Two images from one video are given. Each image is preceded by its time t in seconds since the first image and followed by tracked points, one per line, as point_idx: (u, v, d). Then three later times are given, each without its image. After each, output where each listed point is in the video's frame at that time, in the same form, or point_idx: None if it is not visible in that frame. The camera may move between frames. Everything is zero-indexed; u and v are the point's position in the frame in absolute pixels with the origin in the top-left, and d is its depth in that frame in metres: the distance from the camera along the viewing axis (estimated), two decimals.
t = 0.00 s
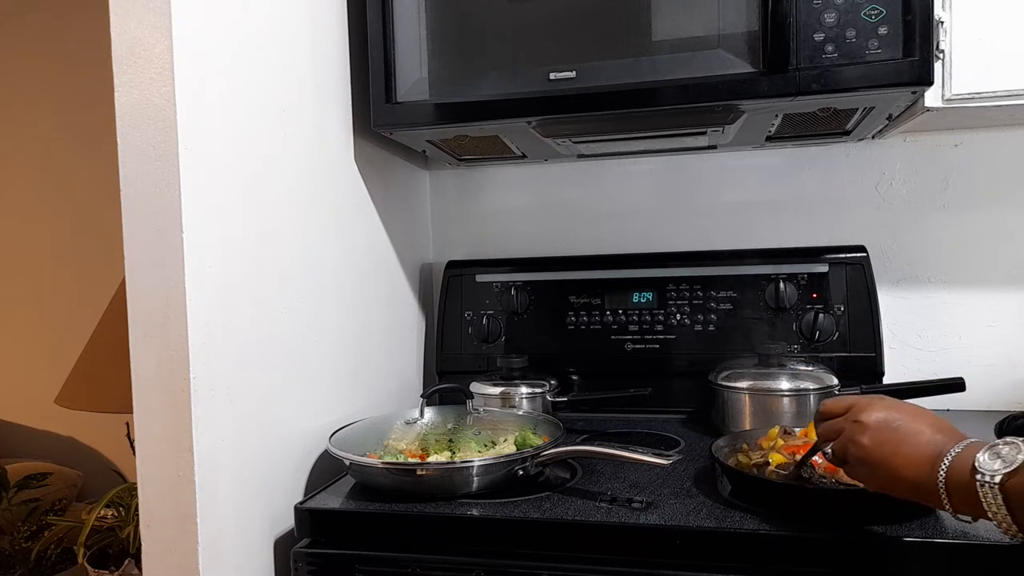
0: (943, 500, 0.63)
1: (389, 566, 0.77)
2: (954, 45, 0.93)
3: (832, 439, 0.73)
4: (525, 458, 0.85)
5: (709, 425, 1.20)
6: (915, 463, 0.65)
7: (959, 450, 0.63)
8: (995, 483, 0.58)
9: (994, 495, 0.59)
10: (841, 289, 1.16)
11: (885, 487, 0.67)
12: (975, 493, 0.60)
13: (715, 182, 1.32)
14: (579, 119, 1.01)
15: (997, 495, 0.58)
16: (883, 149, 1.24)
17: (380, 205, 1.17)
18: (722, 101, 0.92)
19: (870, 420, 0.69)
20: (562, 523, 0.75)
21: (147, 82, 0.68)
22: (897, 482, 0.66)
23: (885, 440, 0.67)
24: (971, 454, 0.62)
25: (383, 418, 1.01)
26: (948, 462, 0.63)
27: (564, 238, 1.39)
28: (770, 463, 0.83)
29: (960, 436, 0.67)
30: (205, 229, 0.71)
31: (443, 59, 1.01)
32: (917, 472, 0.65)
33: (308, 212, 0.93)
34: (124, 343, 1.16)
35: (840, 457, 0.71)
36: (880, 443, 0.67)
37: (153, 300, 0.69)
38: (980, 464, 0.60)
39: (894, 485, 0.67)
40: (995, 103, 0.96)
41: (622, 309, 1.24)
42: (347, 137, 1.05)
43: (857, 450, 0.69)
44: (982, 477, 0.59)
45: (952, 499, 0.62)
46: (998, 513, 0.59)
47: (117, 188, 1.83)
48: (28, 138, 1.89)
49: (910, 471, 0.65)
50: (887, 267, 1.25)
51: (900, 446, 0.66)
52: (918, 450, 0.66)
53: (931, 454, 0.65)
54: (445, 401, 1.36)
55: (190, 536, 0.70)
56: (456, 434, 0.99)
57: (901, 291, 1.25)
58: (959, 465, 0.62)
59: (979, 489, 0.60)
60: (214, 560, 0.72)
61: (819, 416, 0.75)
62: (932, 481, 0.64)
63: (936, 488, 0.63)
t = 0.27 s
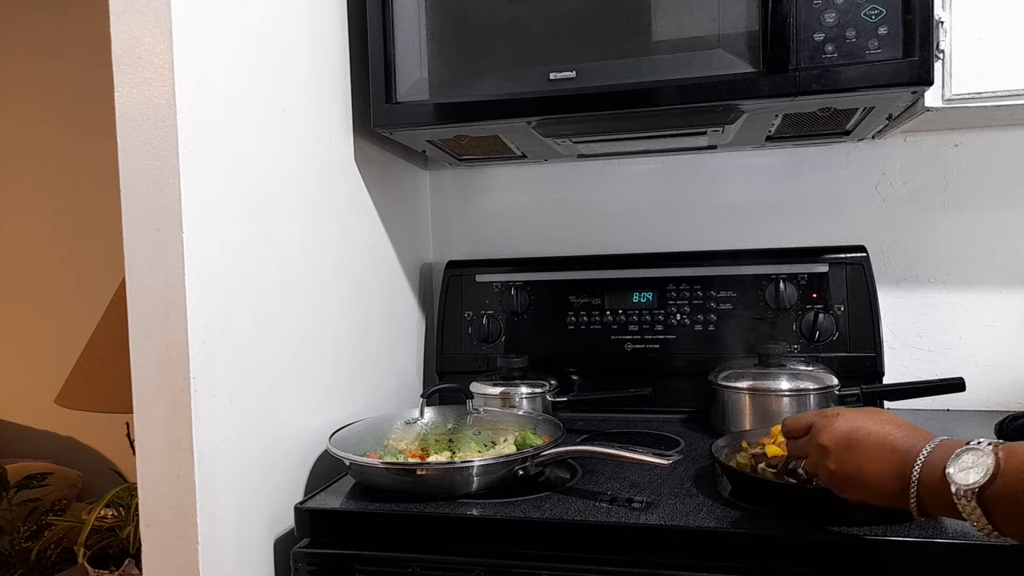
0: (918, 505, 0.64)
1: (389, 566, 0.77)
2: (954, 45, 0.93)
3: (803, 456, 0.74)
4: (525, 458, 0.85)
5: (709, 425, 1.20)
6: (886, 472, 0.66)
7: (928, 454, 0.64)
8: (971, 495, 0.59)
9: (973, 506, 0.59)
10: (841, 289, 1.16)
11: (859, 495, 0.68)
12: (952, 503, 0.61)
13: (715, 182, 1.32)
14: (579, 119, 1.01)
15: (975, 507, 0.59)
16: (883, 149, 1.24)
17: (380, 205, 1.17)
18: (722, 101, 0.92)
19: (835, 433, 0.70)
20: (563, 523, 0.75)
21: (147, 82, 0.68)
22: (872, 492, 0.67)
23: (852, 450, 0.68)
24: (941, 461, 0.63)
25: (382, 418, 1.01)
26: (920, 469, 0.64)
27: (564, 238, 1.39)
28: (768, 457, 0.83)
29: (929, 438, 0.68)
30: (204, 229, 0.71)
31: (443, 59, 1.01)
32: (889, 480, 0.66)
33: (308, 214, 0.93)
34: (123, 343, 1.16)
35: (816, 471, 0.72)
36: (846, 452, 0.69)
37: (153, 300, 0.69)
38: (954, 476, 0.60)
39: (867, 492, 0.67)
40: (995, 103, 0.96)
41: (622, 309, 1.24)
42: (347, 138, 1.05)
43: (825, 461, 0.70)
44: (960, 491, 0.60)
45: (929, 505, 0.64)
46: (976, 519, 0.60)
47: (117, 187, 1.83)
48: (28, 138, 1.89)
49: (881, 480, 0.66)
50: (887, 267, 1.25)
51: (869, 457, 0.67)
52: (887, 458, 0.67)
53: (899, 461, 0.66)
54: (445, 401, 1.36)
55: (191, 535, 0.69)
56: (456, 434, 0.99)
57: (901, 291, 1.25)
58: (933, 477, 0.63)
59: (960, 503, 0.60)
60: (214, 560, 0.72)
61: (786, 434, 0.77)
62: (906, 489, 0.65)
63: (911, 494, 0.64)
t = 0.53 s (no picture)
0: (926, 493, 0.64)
1: (389, 566, 0.77)
2: (954, 45, 0.93)
3: (819, 428, 0.74)
4: (525, 458, 0.85)
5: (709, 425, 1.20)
6: (898, 455, 0.66)
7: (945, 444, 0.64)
8: (981, 481, 0.58)
9: (982, 495, 0.59)
10: (841, 289, 1.16)
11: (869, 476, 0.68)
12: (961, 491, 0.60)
13: (715, 182, 1.32)
14: (579, 119, 1.01)
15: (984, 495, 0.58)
16: (883, 149, 1.24)
17: (380, 206, 1.17)
18: (722, 101, 0.92)
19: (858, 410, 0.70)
20: (563, 523, 0.75)
21: (147, 82, 0.68)
22: (882, 473, 0.67)
23: (871, 430, 0.68)
24: (957, 450, 0.62)
25: (383, 418, 1.01)
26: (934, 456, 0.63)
27: (564, 238, 1.39)
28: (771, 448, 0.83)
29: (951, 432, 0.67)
30: (204, 229, 0.71)
31: (443, 59, 1.01)
32: (902, 462, 0.65)
33: (308, 214, 0.93)
34: (123, 344, 1.15)
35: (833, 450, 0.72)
36: (865, 432, 0.69)
37: (153, 301, 0.69)
38: (967, 462, 0.60)
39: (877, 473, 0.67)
40: (996, 103, 0.96)
41: (622, 309, 1.24)
42: (347, 138, 1.05)
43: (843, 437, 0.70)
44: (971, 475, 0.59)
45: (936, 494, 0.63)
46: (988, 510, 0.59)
47: (117, 187, 1.83)
48: (28, 138, 1.89)
49: (892, 464, 0.66)
50: (887, 267, 1.25)
51: (885, 438, 0.67)
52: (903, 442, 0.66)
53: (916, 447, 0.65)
54: (445, 401, 1.36)
55: (191, 535, 0.69)
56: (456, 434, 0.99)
57: (901, 291, 1.25)
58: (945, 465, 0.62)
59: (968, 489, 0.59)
60: (214, 560, 0.72)
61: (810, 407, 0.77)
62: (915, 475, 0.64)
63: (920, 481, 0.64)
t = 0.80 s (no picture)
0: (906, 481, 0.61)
1: (389, 566, 0.77)
2: (954, 45, 0.93)
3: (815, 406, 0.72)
4: (525, 458, 0.85)
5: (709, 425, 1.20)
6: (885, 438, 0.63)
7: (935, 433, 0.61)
8: (967, 463, 0.56)
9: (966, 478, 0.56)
10: (841, 289, 1.16)
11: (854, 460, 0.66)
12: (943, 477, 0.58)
13: (715, 182, 1.32)
14: (579, 119, 1.01)
15: (966, 478, 0.56)
16: (883, 149, 1.24)
17: (380, 205, 1.17)
18: (722, 101, 0.92)
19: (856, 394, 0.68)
20: (563, 523, 0.75)
21: (147, 82, 0.68)
22: (865, 456, 0.64)
23: (864, 412, 0.66)
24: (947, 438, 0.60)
25: (383, 418, 1.01)
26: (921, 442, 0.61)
27: (564, 238, 1.39)
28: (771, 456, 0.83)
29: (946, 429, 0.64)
30: (204, 229, 0.71)
31: (443, 59, 1.01)
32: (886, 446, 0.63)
33: (308, 214, 0.93)
34: (123, 344, 1.15)
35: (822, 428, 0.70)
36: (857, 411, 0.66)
37: (153, 301, 0.69)
38: (956, 445, 0.58)
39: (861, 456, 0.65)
40: (996, 103, 0.96)
41: (622, 309, 1.24)
42: (348, 138, 1.05)
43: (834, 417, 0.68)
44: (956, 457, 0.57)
45: (918, 482, 0.60)
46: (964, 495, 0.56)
47: (117, 187, 1.83)
48: (28, 138, 1.89)
49: (881, 446, 0.63)
50: (887, 267, 1.25)
51: (876, 421, 0.65)
52: (891, 427, 0.64)
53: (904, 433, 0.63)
54: (445, 401, 1.36)
55: (191, 535, 0.69)
56: (456, 434, 0.99)
57: (901, 291, 1.25)
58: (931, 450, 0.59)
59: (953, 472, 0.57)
60: (213, 560, 0.72)
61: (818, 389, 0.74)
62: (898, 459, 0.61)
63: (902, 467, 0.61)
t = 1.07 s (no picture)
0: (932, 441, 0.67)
1: (389, 566, 0.77)
2: (954, 45, 0.93)
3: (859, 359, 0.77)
4: (525, 458, 0.85)
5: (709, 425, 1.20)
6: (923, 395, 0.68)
7: (969, 399, 0.66)
8: (998, 426, 0.60)
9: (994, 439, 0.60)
10: (841, 289, 1.16)
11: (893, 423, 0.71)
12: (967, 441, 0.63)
13: (715, 182, 1.32)
14: (579, 119, 1.01)
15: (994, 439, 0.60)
16: (883, 149, 1.24)
17: (380, 206, 1.17)
18: (722, 101, 0.92)
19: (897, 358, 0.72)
20: (562, 523, 0.75)
21: (147, 82, 0.68)
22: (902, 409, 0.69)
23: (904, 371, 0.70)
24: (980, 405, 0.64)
25: (382, 418, 1.01)
26: (953, 406, 0.66)
27: (564, 238, 1.39)
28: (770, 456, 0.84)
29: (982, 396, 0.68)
30: (204, 229, 0.71)
31: (443, 59, 1.01)
32: (922, 410, 0.68)
33: (308, 214, 0.93)
34: (123, 344, 1.15)
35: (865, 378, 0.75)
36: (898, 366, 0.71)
37: (153, 301, 0.69)
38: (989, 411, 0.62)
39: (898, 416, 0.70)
40: (996, 103, 0.96)
41: (622, 309, 1.24)
42: (347, 138, 1.05)
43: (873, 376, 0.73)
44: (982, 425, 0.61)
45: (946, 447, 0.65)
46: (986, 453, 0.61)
47: (117, 187, 1.83)
48: (28, 138, 1.89)
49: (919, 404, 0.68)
50: (887, 267, 1.25)
51: (916, 380, 0.69)
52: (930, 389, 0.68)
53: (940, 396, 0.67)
54: (445, 401, 1.36)
55: (191, 535, 0.69)
56: (456, 434, 0.99)
57: (901, 291, 1.25)
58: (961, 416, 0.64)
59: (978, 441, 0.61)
60: (214, 560, 0.72)
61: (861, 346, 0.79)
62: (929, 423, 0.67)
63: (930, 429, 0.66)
